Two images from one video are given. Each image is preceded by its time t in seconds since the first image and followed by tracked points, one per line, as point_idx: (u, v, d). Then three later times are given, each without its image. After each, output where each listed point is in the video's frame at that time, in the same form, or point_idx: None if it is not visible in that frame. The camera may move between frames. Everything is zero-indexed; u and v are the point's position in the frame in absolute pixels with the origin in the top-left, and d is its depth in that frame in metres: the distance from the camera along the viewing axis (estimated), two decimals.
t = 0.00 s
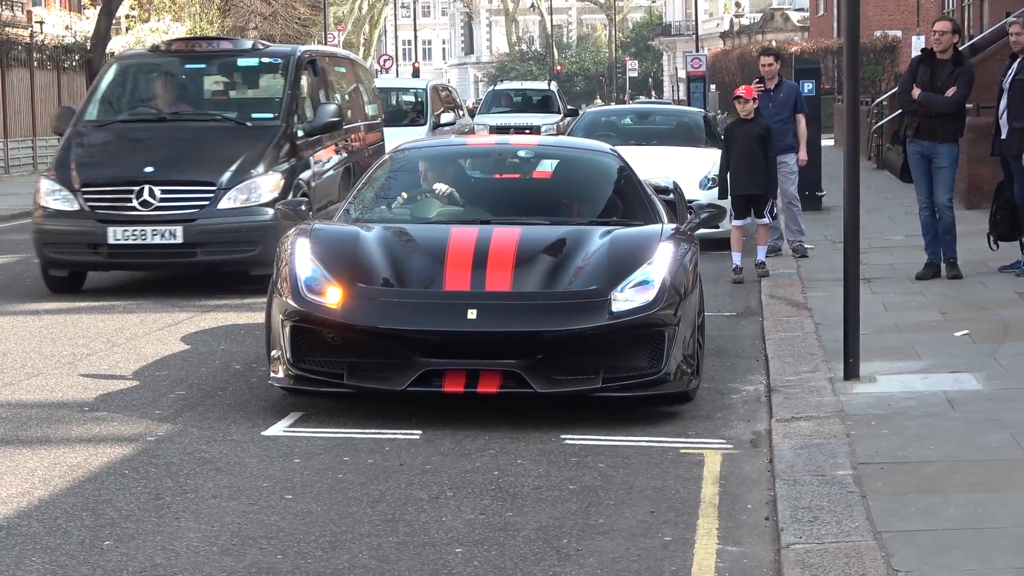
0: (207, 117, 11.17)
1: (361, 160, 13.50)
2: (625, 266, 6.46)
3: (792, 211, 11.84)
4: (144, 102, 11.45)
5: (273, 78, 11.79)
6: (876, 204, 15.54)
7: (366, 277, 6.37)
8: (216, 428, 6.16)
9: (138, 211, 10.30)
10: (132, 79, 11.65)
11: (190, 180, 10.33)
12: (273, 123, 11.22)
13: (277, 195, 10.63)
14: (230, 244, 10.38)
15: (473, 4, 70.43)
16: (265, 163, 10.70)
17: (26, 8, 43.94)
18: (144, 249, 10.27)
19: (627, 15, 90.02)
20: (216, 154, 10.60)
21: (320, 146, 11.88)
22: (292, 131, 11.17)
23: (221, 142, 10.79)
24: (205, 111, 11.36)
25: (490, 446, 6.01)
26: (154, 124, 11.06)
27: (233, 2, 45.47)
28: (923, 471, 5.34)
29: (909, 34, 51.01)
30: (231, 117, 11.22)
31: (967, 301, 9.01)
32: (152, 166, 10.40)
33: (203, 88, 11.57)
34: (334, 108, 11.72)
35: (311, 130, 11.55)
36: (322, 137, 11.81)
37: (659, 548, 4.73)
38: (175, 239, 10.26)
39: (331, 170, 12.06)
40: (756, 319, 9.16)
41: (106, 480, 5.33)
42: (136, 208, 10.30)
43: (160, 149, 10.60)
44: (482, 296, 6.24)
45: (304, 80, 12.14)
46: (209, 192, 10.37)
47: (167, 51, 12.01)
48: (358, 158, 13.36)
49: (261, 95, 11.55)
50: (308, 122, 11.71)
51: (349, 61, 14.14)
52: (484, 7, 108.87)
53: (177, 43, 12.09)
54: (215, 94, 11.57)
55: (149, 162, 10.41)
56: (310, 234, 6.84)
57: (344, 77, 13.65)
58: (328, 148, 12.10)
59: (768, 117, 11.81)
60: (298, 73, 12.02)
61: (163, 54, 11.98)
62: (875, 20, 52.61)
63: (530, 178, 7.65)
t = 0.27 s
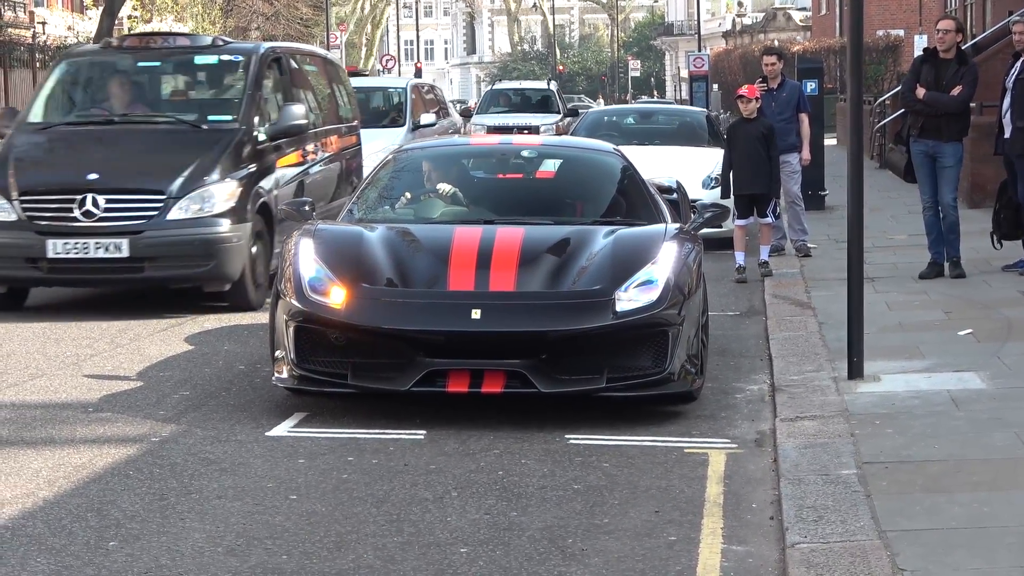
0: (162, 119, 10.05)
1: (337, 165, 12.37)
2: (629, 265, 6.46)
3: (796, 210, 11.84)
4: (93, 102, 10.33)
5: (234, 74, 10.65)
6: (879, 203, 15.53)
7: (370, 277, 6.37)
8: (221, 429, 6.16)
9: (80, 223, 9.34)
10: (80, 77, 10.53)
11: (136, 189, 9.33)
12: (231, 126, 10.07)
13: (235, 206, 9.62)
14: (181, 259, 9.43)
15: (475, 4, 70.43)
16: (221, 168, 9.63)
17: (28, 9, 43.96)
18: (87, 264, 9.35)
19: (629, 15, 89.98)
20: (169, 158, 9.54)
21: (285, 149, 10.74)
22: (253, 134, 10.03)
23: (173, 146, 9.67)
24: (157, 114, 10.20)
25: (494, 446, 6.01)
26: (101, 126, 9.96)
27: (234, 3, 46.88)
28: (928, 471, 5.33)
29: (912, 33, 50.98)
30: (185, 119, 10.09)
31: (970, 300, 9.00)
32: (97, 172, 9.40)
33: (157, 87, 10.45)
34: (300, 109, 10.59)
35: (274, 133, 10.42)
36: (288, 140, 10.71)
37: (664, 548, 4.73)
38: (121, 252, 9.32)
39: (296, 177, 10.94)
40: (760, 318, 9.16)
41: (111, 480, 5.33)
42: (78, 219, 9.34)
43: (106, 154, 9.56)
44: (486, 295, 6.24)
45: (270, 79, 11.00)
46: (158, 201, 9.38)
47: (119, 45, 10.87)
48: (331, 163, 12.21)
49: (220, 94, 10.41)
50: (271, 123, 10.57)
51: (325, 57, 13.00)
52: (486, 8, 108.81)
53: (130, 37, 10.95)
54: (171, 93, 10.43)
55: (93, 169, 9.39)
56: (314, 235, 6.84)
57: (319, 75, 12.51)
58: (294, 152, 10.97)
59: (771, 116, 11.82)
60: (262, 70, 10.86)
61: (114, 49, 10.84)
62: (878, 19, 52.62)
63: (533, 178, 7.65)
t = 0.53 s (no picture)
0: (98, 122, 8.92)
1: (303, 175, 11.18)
2: (633, 267, 6.45)
3: (799, 213, 11.85)
4: (28, 105, 9.23)
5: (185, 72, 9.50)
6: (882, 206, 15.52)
7: (375, 278, 6.37)
8: (225, 430, 6.17)
9: (6, 236, 8.24)
10: (16, 77, 9.45)
11: (66, 199, 8.19)
12: (175, 129, 8.91)
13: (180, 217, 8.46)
14: (118, 278, 8.28)
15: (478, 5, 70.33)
16: (163, 176, 8.46)
17: (31, 9, 44.03)
18: (16, 283, 8.28)
19: (631, 17, 89.99)
20: (105, 163, 8.42)
21: (241, 154, 9.59)
22: (201, 137, 8.91)
23: (110, 152, 8.54)
24: (95, 117, 9.08)
25: (498, 447, 6.01)
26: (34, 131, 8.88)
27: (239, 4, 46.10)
28: (933, 473, 5.34)
29: (915, 35, 50.99)
30: (127, 123, 8.97)
31: (974, 302, 9.00)
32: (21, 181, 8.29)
33: (98, 87, 9.32)
34: (255, 109, 9.44)
35: (225, 136, 9.27)
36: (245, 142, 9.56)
37: (669, 550, 4.73)
38: (50, 269, 8.21)
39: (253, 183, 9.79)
40: (763, 320, 9.15)
41: (115, 481, 5.34)
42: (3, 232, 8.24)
43: (35, 160, 8.44)
44: (490, 297, 6.24)
45: (224, 78, 9.83)
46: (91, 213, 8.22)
47: (60, 41, 9.76)
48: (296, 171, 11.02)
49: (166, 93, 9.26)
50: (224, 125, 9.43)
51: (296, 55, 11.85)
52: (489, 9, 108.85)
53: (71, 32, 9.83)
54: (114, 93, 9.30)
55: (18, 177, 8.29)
56: (318, 236, 6.83)
57: (286, 77, 11.34)
58: (252, 157, 9.81)
59: (774, 118, 11.81)
60: (215, 68, 9.68)
61: (53, 44, 9.73)
62: (881, 21, 52.66)
63: (537, 179, 7.65)
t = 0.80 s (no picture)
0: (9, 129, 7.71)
1: (257, 190, 9.88)
2: (635, 272, 6.45)
3: (799, 218, 11.85)
4: None
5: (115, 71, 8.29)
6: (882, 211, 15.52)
7: (375, 282, 6.37)
8: (225, 433, 6.17)
9: None
10: None
11: None
12: (96, 137, 7.67)
13: (94, 237, 7.25)
14: (23, 307, 7.08)
15: (479, 10, 70.26)
16: (80, 189, 7.27)
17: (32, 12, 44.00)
18: None
19: (632, 21, 90.00)
20: (10, 175, 7.21)
21: (175, 166, 8.35)
22: (126, 147, 7.70)
23: (20, 162, 7.34)
24: (7, 122, 7.86)
25: (499, 452, 6.01)
26: None
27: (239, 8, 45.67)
28: (933, 478, 5.34)
29: (915, 40, 51.01)
30: (42, 130, 7.76)
31: (974, 307, 9.01)
32: None
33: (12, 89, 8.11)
34: (190, 116, 8.11)
35: (154, 144, 8.06)
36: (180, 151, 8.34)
37: (669, 555, 4.73)
38: None
39: (192, 199, 8.57)
40: (764, 325, 9.15)
41: (116, 485, 5.34)
42: None
43: None
44: (491, 302, 6.24)
45: (160, 81, 8.58)
46: None
47: None
48: (246, 184, 9.75)
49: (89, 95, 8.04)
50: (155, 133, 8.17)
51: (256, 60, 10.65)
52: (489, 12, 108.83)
53: None
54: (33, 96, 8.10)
55: None
56: (319, 240, 6.83)
57: (239, 79, 10.07)
58: (187, 168, 8.54)
59: (775, 123, 11.82)
60: (149, 69, 8.44)
61: None
62: (881, 26, 52.67)
63: (538, 184, 7.65)
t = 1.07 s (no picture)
0: None
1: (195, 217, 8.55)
2: (635, 278, 6.46)
3: (800, 223, 11.87)
4: None
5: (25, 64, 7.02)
6: (883, 216, 15.52)
7: (375, 287, 6.38)
8: (225, 438, 6.17)
9: None
10: None
11: None
12: None
13: None
14: None
15: (481, 13, 70.31)
16: None
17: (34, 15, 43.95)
18: None
19: (633, 25, 90.00)
20: None
21: (97, 178, 7.12)
22: (29, 155, 6.43)
23: None
24: None
25: (499, 457, 6.01)
26: None
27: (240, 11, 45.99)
28: (933, 485, 5.34)
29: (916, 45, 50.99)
30: None
31: (974, 313, 9.01)
32: None
33: None
34: (108, 121, 6.87)
35: (66, 154, 6.76)
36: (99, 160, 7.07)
37: (669, 561, 4.73)
38: None
39: (117, 218, 7.34)
40: (764, 331, 9.15)
41: (116, 489, 5.34)
42: None
43: None
44: (491, 307, 6.25)
45: (79, 81, 7.27)
46: None
47: None
48: (191, 197, 8.52)
49: None
50: (67, 142, 6.85)
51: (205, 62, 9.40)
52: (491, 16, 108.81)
53: None
54: None
55: None
56: (319, 245, 6.84)
57: (184, 82, 8.81)
58: (110, 182, 7.27)
59: (776, 128, 11.82)
60: (65, 65, 7.15)
61: None
62: (883, 31, 52.68)
63: (539, 189, 7.66)
